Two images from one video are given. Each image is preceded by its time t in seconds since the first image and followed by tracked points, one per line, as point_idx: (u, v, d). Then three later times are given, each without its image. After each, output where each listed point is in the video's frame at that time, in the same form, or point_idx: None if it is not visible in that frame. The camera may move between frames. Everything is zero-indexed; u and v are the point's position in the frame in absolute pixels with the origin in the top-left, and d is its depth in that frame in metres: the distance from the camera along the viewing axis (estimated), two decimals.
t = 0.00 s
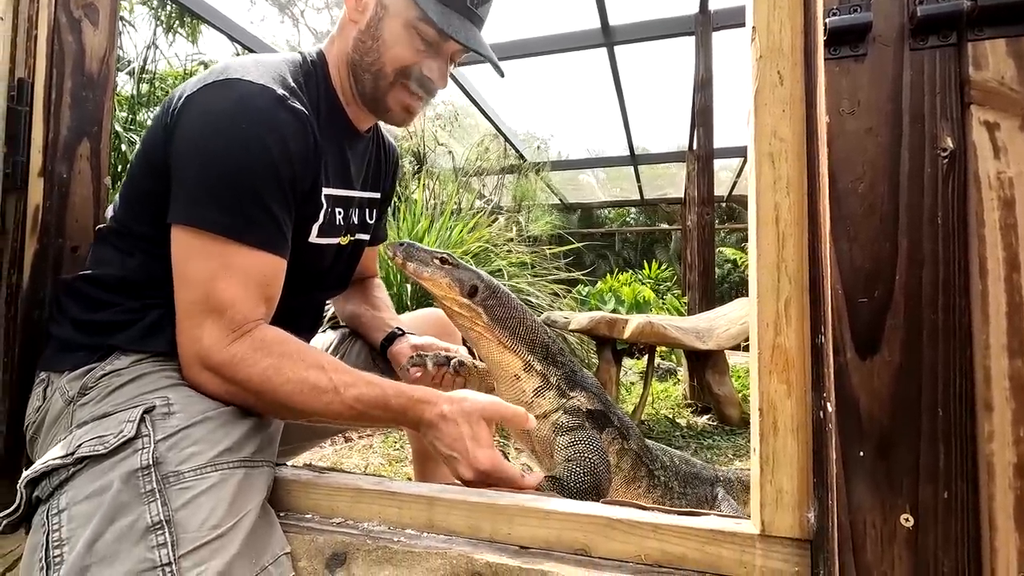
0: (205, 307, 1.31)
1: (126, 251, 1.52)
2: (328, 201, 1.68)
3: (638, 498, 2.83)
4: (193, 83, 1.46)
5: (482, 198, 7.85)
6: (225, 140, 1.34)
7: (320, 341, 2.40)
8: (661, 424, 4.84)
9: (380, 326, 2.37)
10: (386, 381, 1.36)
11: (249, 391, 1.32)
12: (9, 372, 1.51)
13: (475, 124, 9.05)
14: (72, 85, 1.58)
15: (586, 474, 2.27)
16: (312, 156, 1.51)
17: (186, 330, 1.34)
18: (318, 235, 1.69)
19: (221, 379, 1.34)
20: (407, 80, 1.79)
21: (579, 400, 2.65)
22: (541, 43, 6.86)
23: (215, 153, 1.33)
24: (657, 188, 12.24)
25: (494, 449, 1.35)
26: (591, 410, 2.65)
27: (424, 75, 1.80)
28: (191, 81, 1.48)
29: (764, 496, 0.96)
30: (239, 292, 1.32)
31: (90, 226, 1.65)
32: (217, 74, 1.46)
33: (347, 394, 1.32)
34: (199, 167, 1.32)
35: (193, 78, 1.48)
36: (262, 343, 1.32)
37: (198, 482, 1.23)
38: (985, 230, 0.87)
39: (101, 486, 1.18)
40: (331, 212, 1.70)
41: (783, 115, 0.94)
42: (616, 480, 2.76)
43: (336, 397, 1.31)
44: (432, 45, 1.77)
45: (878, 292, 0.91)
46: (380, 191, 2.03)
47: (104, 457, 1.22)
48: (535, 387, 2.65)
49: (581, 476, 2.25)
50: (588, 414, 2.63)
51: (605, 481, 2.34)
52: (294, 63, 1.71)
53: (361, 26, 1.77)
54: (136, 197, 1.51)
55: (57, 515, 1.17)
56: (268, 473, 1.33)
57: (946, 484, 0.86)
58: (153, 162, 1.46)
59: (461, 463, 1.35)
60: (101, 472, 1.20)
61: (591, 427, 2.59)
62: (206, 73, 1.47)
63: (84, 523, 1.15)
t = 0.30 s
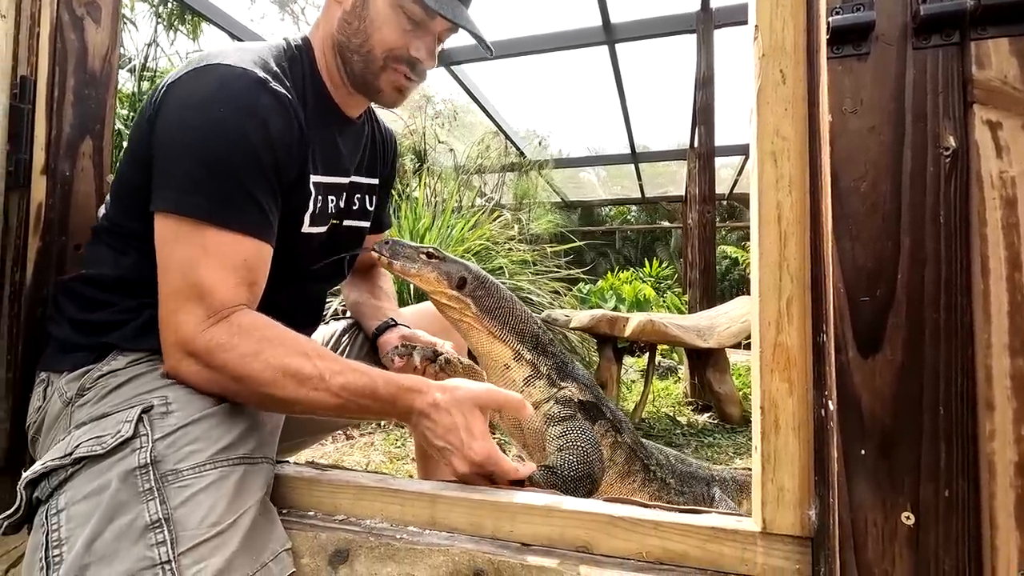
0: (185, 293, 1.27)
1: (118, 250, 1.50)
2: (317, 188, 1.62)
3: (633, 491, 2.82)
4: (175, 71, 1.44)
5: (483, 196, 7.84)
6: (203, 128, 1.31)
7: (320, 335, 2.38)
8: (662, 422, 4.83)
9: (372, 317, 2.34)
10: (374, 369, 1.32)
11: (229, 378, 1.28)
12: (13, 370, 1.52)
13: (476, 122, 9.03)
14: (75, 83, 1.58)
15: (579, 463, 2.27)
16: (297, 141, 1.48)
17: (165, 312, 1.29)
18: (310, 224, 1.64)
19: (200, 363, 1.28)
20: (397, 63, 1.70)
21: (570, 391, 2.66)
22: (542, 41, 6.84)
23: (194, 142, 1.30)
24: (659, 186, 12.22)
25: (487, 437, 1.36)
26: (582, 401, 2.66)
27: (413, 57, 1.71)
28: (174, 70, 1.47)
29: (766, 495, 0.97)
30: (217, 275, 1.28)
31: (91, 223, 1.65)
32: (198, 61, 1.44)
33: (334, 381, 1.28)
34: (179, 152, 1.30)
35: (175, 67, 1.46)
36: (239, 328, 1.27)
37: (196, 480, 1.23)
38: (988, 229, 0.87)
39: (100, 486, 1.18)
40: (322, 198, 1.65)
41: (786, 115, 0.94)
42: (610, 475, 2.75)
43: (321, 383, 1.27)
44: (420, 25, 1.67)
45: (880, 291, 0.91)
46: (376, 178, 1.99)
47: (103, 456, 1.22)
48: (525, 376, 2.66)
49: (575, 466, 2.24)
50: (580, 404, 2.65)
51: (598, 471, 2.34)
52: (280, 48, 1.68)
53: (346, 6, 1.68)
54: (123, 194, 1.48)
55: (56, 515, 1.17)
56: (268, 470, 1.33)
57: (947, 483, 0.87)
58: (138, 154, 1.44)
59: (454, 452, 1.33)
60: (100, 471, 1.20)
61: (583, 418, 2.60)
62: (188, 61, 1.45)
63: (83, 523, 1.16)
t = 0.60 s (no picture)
0: (192, 277, 1.23)
1: (124, 245, 1.50)
2: (314, 179, 1.61)
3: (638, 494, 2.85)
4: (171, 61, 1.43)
5: (489, 190, 7.83)
6: (195, 117, 1.29)
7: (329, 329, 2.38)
8: (668, 415, 4.84)
9: (377, 313, 2.33)
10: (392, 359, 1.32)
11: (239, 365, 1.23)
12: (27, 364, 1.53)
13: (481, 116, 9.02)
14: (84, 79, 1.58)
15: (581, 475, 2.32)
16: (294, 125, 1.47)
17: (169, 301, 1.24)
18: (310, 217, 1.64)
19: (211, 351, 1.23)
20: (396, 49, 1.69)
21: (574, 398, 2.68)
22: (547, 34, 6.82)
23: (186, 130, 1.28)
24: (665, 179, 12.18)
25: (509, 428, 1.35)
26: (586, 407, 2.68)
27: (414, 43, 1.69)
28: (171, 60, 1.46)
29: (775, 488, 0.96)
30: (220, 258, 1.24)
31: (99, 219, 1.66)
32: (194, 48, 1.43)
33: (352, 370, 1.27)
34: (176, 136, 1.28)
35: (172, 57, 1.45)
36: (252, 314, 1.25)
37: (206, 474, 1.24)
38: (1002, 222, 0.87)
39: (110, 480, 1.19)
40: (320, 189, 1.64)
41: (796, 107, 0.94)
42: (615, 478, 2.78)
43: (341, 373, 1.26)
44: (422, 10, 1.66)
45: (892, 284, 0.91)
46: (380, 167, 1.98)
47: (113, 451, 1.22)
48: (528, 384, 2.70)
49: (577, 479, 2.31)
50: (584, 411, 2.67)
51: (601, 480, 2.39)
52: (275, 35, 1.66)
53: None
54: (128, 188, 1.48)
55: (69, 508, 1.18)
56: (278, 464, 1.34)
57: (958, 476, 0.87)
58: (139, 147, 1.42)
59: (475, 442, 1.31)
60: (111, 465, 1.21)
61: (587, 425, 2.63)
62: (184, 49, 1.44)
63: (95, 516, 1.17)
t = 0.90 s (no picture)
0: (213, 244, 1.17)
1: (132, 247, 1.51)
2: (317, 175, 1.61)
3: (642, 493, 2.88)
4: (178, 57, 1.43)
5: (493, 187, 7.82)
6: (205, 98, 1.26)
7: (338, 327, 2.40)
8: (673, 411, 4.84)
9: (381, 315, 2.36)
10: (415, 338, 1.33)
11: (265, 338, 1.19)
12: (38, 365, 1.55)
13: (484, 113, 9.01)
14: (90, 83, 1.59)
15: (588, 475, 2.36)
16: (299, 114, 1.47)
17: (186, 271, 1.18)
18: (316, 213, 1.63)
19: (235, 323, 1.17)
20: (401, 49, 1.69)
21: (582, 400, 2.71)
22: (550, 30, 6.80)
23: (196, 111, 1.25)
24: (669, 174, 12.15)
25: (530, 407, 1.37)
26: (593, 409, 2.70)
27: (417, 43, 1.70)
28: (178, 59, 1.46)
29: (779, 483, 0.96)
30: (245, 228, 1.19)
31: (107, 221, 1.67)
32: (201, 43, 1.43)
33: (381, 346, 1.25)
34: (186, 116, 1.25)
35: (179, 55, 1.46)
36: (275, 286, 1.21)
37: (217, 473, 1.25)
38: (1003, 217, 0.88)
39: (123, 479, 1.20)
40: (325, 185, 1.64)
41: (797, 105, 0.94)
42: (620, 477, 2.81)
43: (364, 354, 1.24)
44: (425, 11, 1.67)
45: (894, 279, 0.92)
46: (384, 166, 1.97)
47: (125, 450, 1.23)
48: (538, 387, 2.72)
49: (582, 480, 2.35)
50: (591, 413, 2.69)
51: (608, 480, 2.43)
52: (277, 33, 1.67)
53: None
54: (139, 187, 1.48)
55: (83, 507, 1.20)
56: (287, 462, 1.35)
57: (960, 471, 0.89)
58: (151, 146, 1.42)
59: (500, 419, 1.32)
60: (124, 465, 1.22)
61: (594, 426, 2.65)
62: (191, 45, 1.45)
63: (109, 514, 1.18)
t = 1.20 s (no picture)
0: (189, 230, 1.16)
1: (138, 248, 1.53)
2: (319, 174, 1.62)
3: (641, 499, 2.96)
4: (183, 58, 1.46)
5: (496, 187, 7.83)
6: (201, 93, 1.28)
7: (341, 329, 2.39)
8: (677, 410, 4.83)
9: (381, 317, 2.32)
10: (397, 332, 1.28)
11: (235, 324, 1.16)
12: (46, 365, 1.57)
13: (488, 112, 9.02)
14: (97, 86, 1.61)
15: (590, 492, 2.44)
16: (297, 115, 1.48)
17: (162, 255, 1.16)
18: (319, 212, 1.64)
19: (203, 307, 1.15)
20: (401, 48, 1.70)
21: (580, 413, 2.76)
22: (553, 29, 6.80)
23: (192, 106, 1.26)
24: (673, 173, 12.13)
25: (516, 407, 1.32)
26: (591, 422, 2.77)
27: (417, 42, 1.71)
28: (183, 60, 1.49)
29: (781, 483, 0.96)
30: (223, 214, 1.19)
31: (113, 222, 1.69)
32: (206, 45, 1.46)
33: (356, 339, 1.20)
34: (185, 112, 1.27)
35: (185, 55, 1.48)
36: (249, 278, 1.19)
37: (223, 472, 1.26)
38: (1004, 217, 0.88)
39: (130, 478, 1.21)
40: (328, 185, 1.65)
41: (798, 105, 0.94)
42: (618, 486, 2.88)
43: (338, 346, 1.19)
44: (425, 11, 1.68)
45: (895, 279, 0.93)
46: (387, 164, 1.97)
47: (133, 450, 1.25)
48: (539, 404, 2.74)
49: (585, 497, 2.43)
50: (589, 426, 2.75)
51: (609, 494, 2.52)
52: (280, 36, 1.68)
53: None
54: (141, 186, 1.50)
55: (93, 505, 1.21)
56: (293, 461, 1.36)
57: (962, 471, 0.89)
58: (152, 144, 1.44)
59: (482, 418, 1.28)
60: (131, 464, 1.23)
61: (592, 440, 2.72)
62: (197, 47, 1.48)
63: (117, 513, 1.19)
